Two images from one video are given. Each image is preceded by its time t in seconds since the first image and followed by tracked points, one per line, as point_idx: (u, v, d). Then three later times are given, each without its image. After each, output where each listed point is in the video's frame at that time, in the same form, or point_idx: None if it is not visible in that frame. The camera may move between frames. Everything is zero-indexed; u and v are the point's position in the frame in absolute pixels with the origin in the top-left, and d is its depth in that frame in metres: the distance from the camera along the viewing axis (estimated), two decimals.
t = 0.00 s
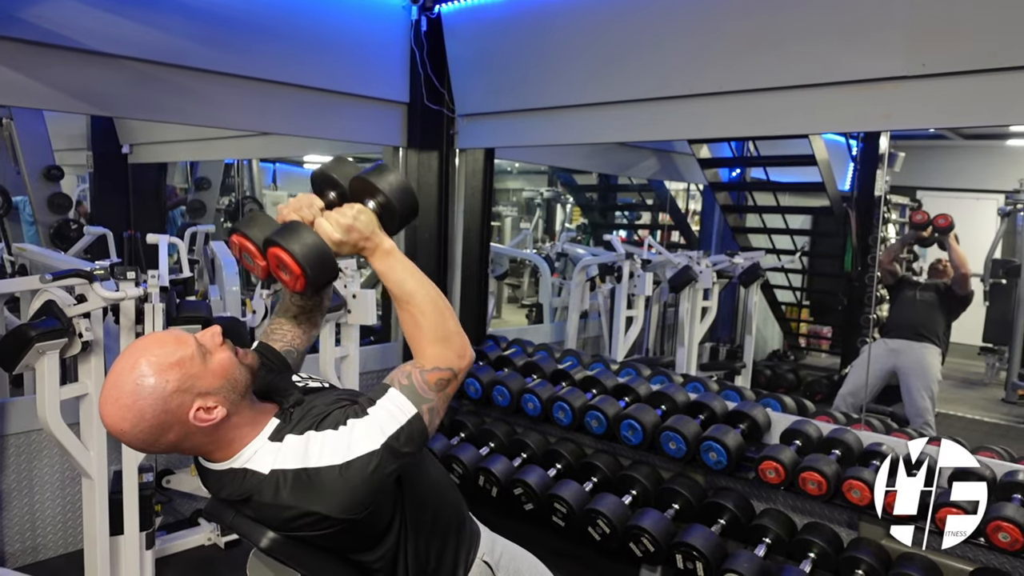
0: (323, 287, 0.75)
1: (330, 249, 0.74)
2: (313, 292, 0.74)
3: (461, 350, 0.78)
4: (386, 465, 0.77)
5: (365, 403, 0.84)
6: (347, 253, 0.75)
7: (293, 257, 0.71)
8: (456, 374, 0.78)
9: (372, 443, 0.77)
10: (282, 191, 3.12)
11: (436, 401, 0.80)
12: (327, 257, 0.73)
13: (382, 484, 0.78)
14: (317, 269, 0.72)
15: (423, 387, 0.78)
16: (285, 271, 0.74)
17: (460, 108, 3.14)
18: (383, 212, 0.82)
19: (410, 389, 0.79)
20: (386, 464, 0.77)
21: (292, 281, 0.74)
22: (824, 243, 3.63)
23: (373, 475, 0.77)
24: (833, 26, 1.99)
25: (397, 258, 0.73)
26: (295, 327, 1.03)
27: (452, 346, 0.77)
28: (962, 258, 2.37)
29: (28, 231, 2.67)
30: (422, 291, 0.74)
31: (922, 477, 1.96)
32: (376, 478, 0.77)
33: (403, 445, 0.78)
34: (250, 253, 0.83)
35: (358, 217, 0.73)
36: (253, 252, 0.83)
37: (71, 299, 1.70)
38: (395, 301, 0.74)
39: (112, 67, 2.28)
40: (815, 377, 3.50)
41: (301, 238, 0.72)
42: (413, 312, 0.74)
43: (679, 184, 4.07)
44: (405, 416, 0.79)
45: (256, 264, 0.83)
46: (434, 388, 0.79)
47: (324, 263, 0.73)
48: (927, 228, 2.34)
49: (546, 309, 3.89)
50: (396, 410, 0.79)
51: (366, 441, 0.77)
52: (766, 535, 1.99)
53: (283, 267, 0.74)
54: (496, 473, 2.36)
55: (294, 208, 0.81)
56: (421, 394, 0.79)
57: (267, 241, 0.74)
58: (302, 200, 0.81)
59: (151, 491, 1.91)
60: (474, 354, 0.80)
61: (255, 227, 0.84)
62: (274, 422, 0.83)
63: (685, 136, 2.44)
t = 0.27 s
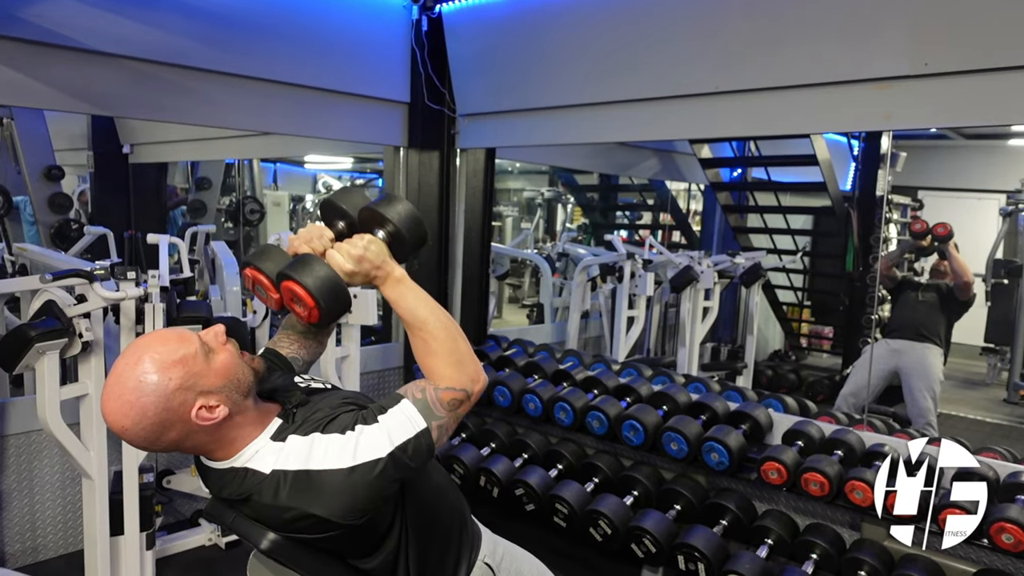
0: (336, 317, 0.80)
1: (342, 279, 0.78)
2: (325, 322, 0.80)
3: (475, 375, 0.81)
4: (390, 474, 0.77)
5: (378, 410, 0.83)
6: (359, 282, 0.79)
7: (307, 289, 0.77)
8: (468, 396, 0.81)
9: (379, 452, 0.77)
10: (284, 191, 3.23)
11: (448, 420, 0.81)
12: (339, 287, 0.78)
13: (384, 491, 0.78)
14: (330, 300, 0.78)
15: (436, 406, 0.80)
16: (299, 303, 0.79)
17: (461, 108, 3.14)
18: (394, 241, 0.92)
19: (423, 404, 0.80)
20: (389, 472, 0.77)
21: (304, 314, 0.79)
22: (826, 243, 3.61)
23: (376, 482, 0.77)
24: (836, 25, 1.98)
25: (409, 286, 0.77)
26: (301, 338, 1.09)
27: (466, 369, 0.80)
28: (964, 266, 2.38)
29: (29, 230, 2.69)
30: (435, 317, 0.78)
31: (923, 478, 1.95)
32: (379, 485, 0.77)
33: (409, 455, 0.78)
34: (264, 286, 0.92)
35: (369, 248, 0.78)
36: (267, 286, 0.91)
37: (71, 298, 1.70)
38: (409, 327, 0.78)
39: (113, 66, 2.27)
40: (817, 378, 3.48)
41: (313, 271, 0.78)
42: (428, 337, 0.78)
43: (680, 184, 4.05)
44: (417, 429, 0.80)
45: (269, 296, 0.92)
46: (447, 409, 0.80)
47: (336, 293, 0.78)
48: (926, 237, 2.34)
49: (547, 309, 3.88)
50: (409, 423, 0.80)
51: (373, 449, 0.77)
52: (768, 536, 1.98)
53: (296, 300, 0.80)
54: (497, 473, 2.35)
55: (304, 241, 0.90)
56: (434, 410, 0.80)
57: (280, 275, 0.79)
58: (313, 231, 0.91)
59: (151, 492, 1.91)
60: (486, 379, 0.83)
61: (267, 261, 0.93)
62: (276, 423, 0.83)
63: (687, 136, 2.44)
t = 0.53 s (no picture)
0: (344, 337, 0.88)
1: (351, 301, 0.87)
2: (333, 341, 0.88)
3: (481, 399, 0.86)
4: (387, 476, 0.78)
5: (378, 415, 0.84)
6: (369, 305, 0.87)
7: (317, 311, 0.84)
8: (473, 418, 0.84)
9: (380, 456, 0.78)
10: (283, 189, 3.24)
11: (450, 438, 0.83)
12: (348, 309, 0.87)
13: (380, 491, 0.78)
14: (338, 321, 0.86)
15: (442, 422, 0.82)
16: (309, 324, 0.87)
17: (462, 106, 3.12)
18: (403, 266, 1.05)
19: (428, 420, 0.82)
20: (387, 475, 0.78)
21: (314, 333, 0.87)
22: (826, 243, 3.60)
23: (373, 483, 0.77)
24: (837, 25, 1.98)
25: (416, 310, 0.86)
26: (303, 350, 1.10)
27: (473, 392, 0.85)
28: (963, 275, 2.40)
29: (27, 228, 2.65)
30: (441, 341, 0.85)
31: (922, 477, 1.95)
32: (375, 485, 0.78)
33: (410, 460, 0.80)
34: (274, 307, 0.96)
35: (378, 272, 0.86)
36: (276, 306, 0.96)
37: (67, 296, 1.73)
38: (415, 349, 0.85)
39: (112, 63, 2.27)
40: (816, 378, 3.45)
41: (323, 293, 0.86)
42: (435, 357, 0.84)
43: (680, 184, 3.98)
44: (418, 441, 0.81)
45: (279, 317, 0.97)
46: (453, 429, 0.84)
47: (344, 314, 0.86)
48: (923, 246, 2.40)
49: (546, 308, 3.87)
50: (414, 433, 0.81)
51: (374, 452, 0.78)
52: (767, 537, 1.98)
53: (305, 321, 0.87)
54: (496, 473, 2.34)
55: (316, 263, 0.97)
56: (438, 424, 0.82)
57: (292, 296, 0.87)
58: (324, 255, 0.97)
59: (148, 490, 1.90)
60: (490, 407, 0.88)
61: (279, 282, 0.97)
62: (274, 419, 0.83)
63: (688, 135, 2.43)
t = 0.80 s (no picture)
0: (349, 354, 0.87)
1: (357, 318, 0.87)
2: (338, 358, 0.86)
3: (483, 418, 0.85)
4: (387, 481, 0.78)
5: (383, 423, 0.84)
6: (374, 324, 0.87)
7: (323, 327, 0.84)
8: (475, 437, 0.83)
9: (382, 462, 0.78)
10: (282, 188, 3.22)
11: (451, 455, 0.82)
12: (353, 326, 0.86)
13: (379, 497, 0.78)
14: (344, 337, 0.85)
15: (444, 437, 0.81)
16: (314, 341, 0.86)
17: (461, 106, 3.12)
18: (409, 285, 1.07)
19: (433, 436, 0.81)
20: (387, 482, 0.78)
21: (319, 350, 0.86)
22: (825, 244, 3.63)
23: (372, 489, 0.77)
24: (837, 24, 1.97)
25: (421, 328, 0.86)
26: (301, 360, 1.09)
27: (476, 411, 0.84)
28: (963, 284, 2.40)
29: (26, 227, 2.66)
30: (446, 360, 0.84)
31: (922, 477, 1.94)
32: (374, 491, 0.77)
33: (412, 470, 0.79)
34: (280, 322, 0.94)
35: (385, 291, 0.87)
36: (283, 322, 0.94)
37: (63, 296, 1.70)
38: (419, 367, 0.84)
39: (109, 61, 2.26)
40: (814, 379, 3.47)
41: (330, 310, 0.85)
42: (438, 375, 0.83)
43: (679, 184, 3.99)
44: (419, 453, 0.80)
45: (284, 333, 0.95)
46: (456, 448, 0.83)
47: (350, 331, 0.85)
48: (921, 254, 2.37)
49: (545, 309, 3.86)
50: (416, 445, 0.80)
51: (376, 458, 0.78)
52: (766, 539, 1.97)
53: (311, 337, 0.87)
54: (494, 474, 2.34)
55: (322, 282, 0.99)
56: (440, 439, 0.81)
57: (299, 312, 0.86)
58: (331, 273, 1.00)
59: (145, 490, 1.89)
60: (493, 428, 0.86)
61: (285, 298, 0.95)
62: (272, 418, 0.82)
63: (687, 135, 2.42)
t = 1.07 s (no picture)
0: (346, 378, 0.87)
1: (353, 342, 0.86)
2: (335, 383, 0.86)
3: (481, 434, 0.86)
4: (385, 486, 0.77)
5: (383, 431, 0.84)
6: (370, 346, 0.87)
7: (319, 353, 0.83)
8: (474, 455, 0.84)
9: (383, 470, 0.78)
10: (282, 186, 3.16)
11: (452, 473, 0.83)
12: (349, 350, 0.85)
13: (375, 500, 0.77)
14: (339, 362, 0.84)
15: (444, 454, 0.82)
16: (310, 365, 0.86)
17: (461, 105, 3.11)
18: (406, 306, 1.06)
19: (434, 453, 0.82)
20: (385, 488, 0.78)
21: (315, 374, 0.86)
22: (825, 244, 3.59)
23: (370, 493, 0.76)
24: (840, 23, 1.96)
25: (418, 349, 0.87)
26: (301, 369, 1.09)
27: (475, 428, 0.85)
28: (965, 292, 2.39)
29: (25, 225, 2.63)
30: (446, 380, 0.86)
31: (923, 478, 1.93)
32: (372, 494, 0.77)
33: (410, 479, 0.80)
34: (277, 346, 0.92)
35: (381, 312, 0.87)
36: (279, 346, 0.92)
37: (61, 294, 1.69)
38: (417, 387, 0.85)
39: (108, 59, 2.25)
40: (815, 380, 3.45)
41: (324, 335, 0.84)
42: (437, 395, 0.84)
43: (680, 184, 3.98)
44: (419, 466, 0.80)
45: (282, 357, 0.92)
46: (456, 467, 0.83)
47: (345, 356, 0.85)
48: (921, 261, 2.38)
49: (545, 308, 3.86)
50: (416, 457, 0.81)
51: (376, 466, 0.77)
52: (766, 540, 1.96)
53: (306, 362, 0.86)
54: (493, 474, 2.32)
55: (319, 304, 1.00)
56: (441, 454, 0.82)
57: (294, 338, 0.86)
58: (329, 294, 1.01)
59: (143, 490, 1.89)
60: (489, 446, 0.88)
61: (282, 321, 0.92)
62: (270, 417, 0.82)
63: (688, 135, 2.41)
